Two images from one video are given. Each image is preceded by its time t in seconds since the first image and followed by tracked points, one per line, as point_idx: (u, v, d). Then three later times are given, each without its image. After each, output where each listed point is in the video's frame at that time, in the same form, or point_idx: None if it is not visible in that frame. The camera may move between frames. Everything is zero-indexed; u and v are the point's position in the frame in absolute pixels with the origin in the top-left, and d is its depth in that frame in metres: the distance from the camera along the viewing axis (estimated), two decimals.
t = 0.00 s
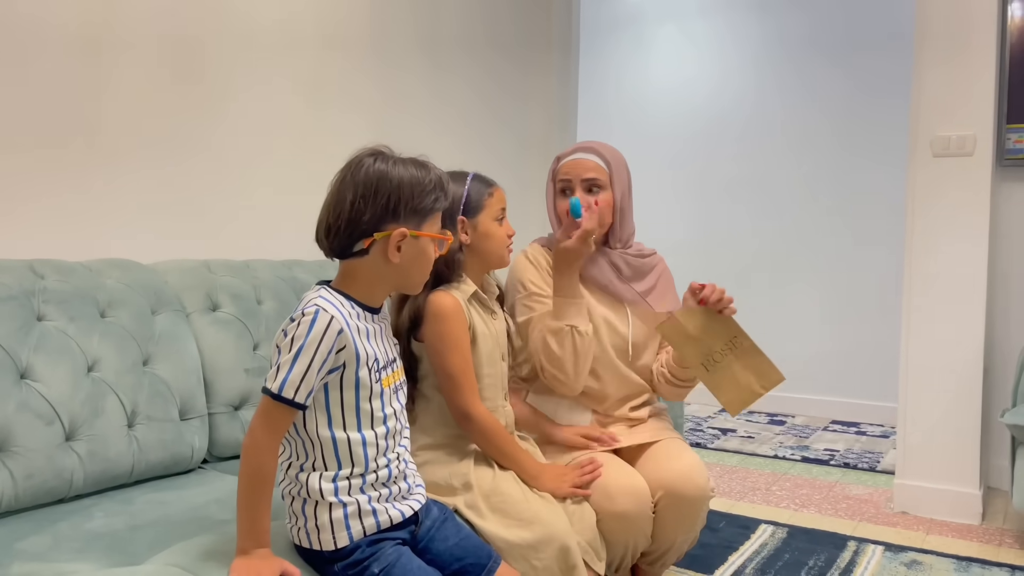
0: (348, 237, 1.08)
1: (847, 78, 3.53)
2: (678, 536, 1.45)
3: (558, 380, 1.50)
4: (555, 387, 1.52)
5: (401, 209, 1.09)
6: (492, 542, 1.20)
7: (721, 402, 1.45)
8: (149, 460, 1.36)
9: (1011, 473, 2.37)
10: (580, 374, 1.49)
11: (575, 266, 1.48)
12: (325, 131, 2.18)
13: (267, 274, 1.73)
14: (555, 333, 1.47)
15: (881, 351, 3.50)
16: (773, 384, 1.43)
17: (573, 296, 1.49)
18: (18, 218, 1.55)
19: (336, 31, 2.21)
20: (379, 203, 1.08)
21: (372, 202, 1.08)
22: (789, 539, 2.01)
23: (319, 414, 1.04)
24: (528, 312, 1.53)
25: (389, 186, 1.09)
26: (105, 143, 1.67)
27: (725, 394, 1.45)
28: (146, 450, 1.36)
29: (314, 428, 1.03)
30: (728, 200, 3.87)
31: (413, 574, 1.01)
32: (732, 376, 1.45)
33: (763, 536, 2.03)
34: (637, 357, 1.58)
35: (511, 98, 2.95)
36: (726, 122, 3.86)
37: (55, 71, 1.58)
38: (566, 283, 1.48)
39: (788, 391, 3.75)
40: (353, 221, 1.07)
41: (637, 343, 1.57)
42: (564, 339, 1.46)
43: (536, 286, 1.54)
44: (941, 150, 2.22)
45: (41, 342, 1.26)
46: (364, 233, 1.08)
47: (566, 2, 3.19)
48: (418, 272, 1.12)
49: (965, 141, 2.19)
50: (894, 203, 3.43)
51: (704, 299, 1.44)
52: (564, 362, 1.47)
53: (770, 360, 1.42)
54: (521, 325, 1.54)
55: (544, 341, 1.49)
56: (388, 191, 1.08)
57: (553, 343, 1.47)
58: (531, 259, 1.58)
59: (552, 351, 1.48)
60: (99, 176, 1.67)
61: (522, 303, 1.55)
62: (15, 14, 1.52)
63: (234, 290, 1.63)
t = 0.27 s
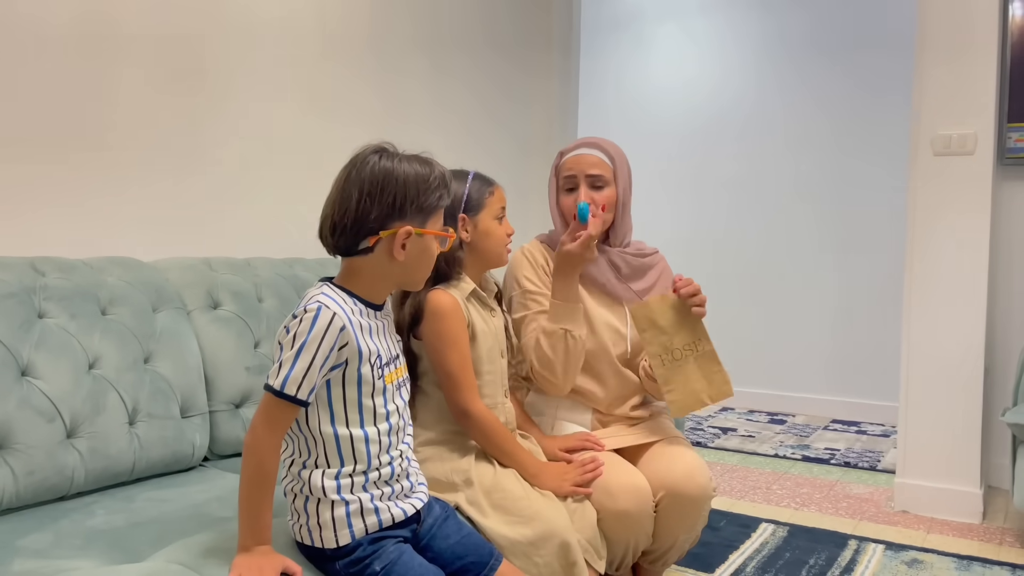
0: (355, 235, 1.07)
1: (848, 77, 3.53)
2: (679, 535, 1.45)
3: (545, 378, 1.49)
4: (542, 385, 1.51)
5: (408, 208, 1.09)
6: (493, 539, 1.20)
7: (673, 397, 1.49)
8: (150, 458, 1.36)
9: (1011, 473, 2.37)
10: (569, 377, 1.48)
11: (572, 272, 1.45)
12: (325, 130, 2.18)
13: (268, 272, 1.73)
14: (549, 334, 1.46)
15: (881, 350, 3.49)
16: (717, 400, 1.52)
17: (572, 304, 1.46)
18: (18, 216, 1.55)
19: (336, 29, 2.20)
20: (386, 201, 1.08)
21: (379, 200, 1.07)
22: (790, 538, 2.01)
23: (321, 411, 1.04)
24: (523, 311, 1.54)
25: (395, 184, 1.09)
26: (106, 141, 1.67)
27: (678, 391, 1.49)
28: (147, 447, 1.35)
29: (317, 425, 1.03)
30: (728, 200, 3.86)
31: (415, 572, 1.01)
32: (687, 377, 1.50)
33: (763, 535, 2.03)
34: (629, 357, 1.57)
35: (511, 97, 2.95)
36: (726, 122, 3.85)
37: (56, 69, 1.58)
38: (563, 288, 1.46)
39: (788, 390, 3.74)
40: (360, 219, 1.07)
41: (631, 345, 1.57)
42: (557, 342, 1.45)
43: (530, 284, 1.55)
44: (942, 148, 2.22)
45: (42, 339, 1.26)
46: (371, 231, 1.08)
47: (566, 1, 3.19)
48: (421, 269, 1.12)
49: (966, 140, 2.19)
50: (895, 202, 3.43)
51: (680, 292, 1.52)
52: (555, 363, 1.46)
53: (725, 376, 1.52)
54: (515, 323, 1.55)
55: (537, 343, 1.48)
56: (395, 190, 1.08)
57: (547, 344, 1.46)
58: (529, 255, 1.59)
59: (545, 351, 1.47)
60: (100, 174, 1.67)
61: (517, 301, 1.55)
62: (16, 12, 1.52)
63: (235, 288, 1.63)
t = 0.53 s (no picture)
0: (354, 235, 1.07)
1: (848, 76, 3.53)
2: (680, 535, 1.45)
3: (520, 384, 1.52)
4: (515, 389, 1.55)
5: (407, 208, 1.10)
6: (494, 539, 1.20)
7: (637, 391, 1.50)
8: (152, 458, 1.36)
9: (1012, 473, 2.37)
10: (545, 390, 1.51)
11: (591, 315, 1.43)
12: (326, 130, 2.18)
13: (269, 272, 1.73)
14: (540, 352, 1.47)
15: (882, 350, 3.49)
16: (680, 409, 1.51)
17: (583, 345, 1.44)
18: (19, 216, 1.55)
19: (338, 30, 2.21)
20: (385, 201, 1.08)
21: (378, 200, 1.08)
22: (791, 538, 2.01)
23: (322, 411, 1.04)
24: (514, 315, 1.55)
25: (395, 184, 1.09)
26: (107, 142, 1.67)
27: (646, 391, 1.49)
28: (148, 447, 1.36)
29: (317, 425, 1.04)
30: (729, 200, 3.86)
31: (416, 572, 1.01)
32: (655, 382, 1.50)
33: (764, 535, 2.03)
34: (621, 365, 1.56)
35: (512, 97, 2.95)
36: (727, 122, 3.85)
37: (57, 70, 1.58)
38: (578, 329, 1.44)
39: (789, 390, 3.74)
40: (359, 219, 1.07)
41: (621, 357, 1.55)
42: (547, 364, 1.46)
43: (525, 287, 1.55)
44: (942, 148, 2.22)
45: (44, 339, 1.27)
46: (370, 231, 1.08)
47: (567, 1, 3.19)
48: (421, 270, 1.12)
49: (967, 140, 2.19)
50: (896, 202, 3.43)
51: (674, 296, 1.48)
52: (537, 378, 1.48)
53: (693, 389, 1.50)
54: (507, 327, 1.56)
55: (529, 358, 1.49)
56: (394, 189, 1.08)
57: (539, 362, 1.47)
58: (527, 256, 1.59)
59: (532, 364, 1.49)
60: (101, 175, 1.67)
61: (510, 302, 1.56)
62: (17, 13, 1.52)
63: (236, 288, 1.63)
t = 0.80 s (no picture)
0: (353, 232, 1.08)
1: (849, 76, 3.53)
2: (682, 534, 1.45)
3: (527, 383, 1.52)
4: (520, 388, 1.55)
5: (406, 207, 1.10)
6: (495, 537, 1.20)
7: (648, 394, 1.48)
8: (153, 457, 1.37)
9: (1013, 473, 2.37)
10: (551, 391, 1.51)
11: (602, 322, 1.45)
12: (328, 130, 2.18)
13: (270, 271, 1.74)
14: (549, 353, 1.48)
15: (883, 350, 3.49)
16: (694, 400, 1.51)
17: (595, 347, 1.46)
18: (21, 216, 1.55)
19: (339, 30, 2.21)
20: (385, 199, 1.08)
21: (377, 198, 1.08)
22: (792, 538, 2.01)
23: (322, 410, 1.04)
24: (520, 315, 1.56)
25: (395, 183, 1.09)
26: (109, 141, 1.67)
27: (655, 387, 1.48)
28: (150, 447, 1.36)
29: (317, 424, 1.04)
30: (730, 200, 3.86)
31: (417, 571, 1.01)
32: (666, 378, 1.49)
33: (765, 535, 2.03)
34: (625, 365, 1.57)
35: (513, 97, 2.95)
36: (728, 122, 3.85)
37: (59, 70, 1.59)
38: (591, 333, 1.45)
39: (790, 390, 3.74)
40: (358, 217, 1.07)
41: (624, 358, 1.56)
42: (557, 365, 1.47)
43: (530, 288, 1.56)
44: (943, 149, 2.22)
45: (45, 338, 1.27)
46: (369, 228, 1.08)
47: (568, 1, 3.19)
48: (420, 269, 1.12)
49: (968, 140, 2.19)
50: (897, 202, 3.43)
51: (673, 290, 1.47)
52: (544, 379, 1.49)
53: (704, 378, 1.49)
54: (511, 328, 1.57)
55: (538, 359, 1.50)
56: (394, 187, 1.08)
57: (549, 362, 1.47)
58: (532, 256, 1.59)
59: (540, 364, 1.49)
60: (103, 175, 1.67)
61: (515, 302, 1.57)
62: (18, 12, 1.52)
63: (237, 288, 1.63)
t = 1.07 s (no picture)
0: (352, 229, 1.08)
1: (849, 74, 3.52)
2: (683, 533, 1.44)
3: (536, 383, 1.51)
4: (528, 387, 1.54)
5: (406, 204, 1.09)
6: (495, 536, 1.20)
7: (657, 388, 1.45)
8: (154, 456, 1.37)
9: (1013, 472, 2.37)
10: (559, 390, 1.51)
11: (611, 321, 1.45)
12: (328, 129, 2.18)
13: (270, 270, 1.73)
14: (557, 352, 1.47)
15: (884, 349, 3.49)
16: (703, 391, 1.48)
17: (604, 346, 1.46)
18: (21, 215, 1.55)
19: (339, 29, 2.21)
20: (385, 196, 1.08)
21: (377, 195, 1.08)
22: (792, 538, 2.00)
23: (322, 409, 1.04)
24: (527, 314, 1.56)
25: (395, 180, 1.09)
26: (109, 140, 1.67)
27: (664, 381, 1.46)
28: (150, 445, 1.36)
29: (317, 423, 1.04)
30: (731, 200, 3.86)
31: (417, 570, 1.01)
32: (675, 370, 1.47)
33: (766, 534, 2.03)
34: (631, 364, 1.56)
35: (513, 96, 2.95)
36: (729, 122, 3.85)
37: (59, 69, 1.59)
38: (599, 331, 1.45)
39: (790, 390, 3.74)
40: (358, 213, 1.07)
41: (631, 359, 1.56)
42: (566, 364, 1.46)
43: (536, 287, 1.55)
44: (944, 148, 2.21)
45: (46, 336, 1.27)
46: (368, 226, 1.08)
47: None
48: (419, 268, 1.12)
49: (968, 140, 2.18)
50: (898, 201, 3.42)
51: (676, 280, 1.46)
52: (552, 379, 1.48)
53: (712, 367, 1.48)
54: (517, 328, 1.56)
55: (546, 358, 1.49)
56: (394, 185, 1.08)
57: (557, 361, 1.47)
58: (538, 255, 1.59)
59: (548, 364, 1.49)
60: (103, 174, 1.67)
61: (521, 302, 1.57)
62: (19, 11, 1.52)
63: (238, 286, 1.63)
